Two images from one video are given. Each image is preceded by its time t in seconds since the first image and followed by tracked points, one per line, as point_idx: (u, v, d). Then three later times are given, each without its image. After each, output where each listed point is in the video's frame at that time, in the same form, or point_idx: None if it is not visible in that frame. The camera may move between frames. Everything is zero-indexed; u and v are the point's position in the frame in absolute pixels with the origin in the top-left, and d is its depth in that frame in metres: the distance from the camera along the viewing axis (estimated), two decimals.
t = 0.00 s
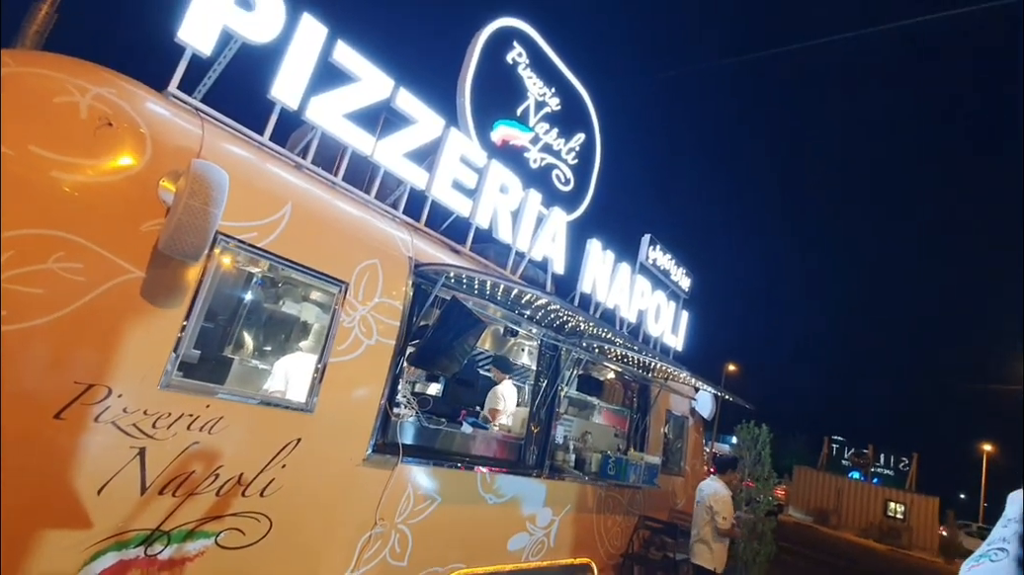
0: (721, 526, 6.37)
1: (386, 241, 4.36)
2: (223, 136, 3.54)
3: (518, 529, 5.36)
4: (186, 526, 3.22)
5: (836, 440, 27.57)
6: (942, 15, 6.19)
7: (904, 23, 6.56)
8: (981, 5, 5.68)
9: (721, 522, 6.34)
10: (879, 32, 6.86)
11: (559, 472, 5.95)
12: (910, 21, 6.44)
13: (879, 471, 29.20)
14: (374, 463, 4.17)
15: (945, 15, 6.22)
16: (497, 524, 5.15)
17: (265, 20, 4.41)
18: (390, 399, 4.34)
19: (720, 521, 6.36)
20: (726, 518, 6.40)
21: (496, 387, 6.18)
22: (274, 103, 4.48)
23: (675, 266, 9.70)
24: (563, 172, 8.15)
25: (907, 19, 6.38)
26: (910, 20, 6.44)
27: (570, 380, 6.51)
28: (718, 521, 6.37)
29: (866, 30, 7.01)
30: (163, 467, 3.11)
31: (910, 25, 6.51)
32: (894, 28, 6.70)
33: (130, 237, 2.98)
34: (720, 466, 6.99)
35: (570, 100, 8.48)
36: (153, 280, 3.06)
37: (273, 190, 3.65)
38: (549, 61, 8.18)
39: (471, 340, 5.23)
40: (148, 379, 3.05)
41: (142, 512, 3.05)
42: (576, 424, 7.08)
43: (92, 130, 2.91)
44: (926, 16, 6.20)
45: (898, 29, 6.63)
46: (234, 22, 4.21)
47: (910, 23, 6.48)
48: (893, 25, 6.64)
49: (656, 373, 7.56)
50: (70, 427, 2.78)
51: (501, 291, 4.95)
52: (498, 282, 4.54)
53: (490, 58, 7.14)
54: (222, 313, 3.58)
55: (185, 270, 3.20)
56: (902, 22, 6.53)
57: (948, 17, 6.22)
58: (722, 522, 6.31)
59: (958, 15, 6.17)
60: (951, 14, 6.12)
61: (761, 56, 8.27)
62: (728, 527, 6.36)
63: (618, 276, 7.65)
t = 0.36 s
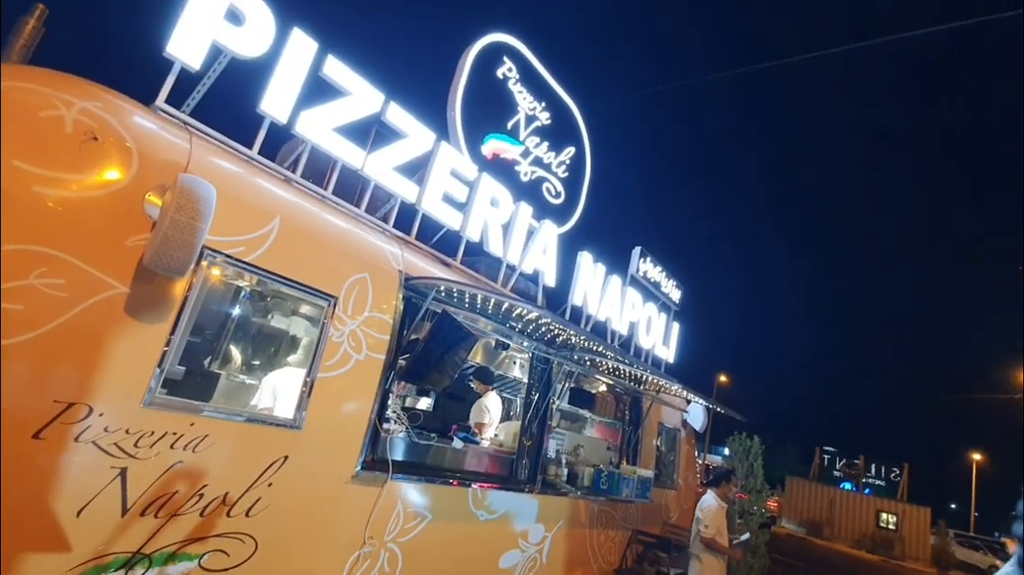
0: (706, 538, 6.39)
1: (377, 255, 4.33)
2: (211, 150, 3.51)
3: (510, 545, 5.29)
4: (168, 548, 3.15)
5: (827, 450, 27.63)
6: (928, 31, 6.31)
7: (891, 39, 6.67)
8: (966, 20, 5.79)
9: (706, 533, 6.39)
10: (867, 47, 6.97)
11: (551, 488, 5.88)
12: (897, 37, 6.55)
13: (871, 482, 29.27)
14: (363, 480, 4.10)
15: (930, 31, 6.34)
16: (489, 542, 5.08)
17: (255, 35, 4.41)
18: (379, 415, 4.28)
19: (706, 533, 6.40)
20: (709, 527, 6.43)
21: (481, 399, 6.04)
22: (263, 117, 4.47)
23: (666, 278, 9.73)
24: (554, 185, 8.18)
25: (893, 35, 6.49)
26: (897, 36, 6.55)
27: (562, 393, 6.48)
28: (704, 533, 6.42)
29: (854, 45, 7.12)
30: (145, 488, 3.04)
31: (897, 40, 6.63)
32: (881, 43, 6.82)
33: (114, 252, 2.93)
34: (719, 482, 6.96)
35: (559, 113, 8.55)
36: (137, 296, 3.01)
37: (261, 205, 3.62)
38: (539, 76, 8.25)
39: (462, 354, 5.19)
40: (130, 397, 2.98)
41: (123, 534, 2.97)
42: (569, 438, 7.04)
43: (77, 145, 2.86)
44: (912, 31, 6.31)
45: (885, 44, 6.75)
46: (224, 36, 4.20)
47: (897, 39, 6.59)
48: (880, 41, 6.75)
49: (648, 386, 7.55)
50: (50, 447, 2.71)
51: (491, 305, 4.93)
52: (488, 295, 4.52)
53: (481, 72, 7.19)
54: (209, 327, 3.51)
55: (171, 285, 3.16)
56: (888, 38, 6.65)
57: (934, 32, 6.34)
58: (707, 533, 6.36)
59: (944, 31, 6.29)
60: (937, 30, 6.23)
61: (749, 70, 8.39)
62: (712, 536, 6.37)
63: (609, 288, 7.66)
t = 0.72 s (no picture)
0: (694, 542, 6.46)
1: (366, 265, 4.31)
2: (198, 159, 3.48)
3: (501, 557, 5.24)
4: (151, 564, 3.09)
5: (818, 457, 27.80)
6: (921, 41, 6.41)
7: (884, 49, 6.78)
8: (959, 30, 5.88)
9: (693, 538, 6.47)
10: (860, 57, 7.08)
11: (542, 497, 5.84)
12: (890, 47, 6.65)
13: (861, 487, 29.43)
14: (352, 492, 4.05)
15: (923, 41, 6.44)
16: (480, 553, 5.03)
17: (244, 45, 4.40)
18: (368, 425, 4.24)
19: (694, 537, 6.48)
20: (696, 531, 6.50)
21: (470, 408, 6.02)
22: (251, 125, 4.44)
23: (656, 286, 9.78)
24: (544, 194, 8.22)
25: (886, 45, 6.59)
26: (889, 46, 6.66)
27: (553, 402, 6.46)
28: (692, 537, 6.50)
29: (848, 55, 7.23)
30: (127, 502, 2.98)
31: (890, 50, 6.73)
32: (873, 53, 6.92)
33: (97, 262, 2.89)
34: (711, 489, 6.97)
35: (550, 123, 8.60)
36: (120, 306, 2.97)
37: (249, 214, 3.59)
38: (529, 85, 8.30)
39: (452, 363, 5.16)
40: (113, 410, 2.93)
41: (104, 550, 2.91)
42: (560, 447, 7.01)
43: (61, 154, 2.82)
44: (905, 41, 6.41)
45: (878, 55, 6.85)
46: (213, 45, 4.19)
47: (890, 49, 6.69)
48: (873, 51, 6.86)
49: (639, 394, 7.55)
50: (29, 461, 2.65)
51: (481, 314, 4.92)
52: (479, 304, 4.50)
53: (471, 82, 7.22)
54: (195, 337, 3.54)
55: (156, 295, 3.12)
56: (881, 48, 6.75)
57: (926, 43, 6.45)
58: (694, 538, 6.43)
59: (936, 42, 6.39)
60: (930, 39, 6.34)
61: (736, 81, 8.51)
62: (700, 540, 6.42)
63: (600, 296, 7.67)
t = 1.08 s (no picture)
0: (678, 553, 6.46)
1: (355, 273, 4.29)
2: (185, 165, 3.45)
3: (488, 567, 5.20)
4: None
5: (804, 466, 27.99)
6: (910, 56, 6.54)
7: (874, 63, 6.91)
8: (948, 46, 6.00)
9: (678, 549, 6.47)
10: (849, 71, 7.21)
11: (530, 507, 5.81)
12: (879, 61, 6.79)
13: (847, 496, 29.63)
14: (337, 502, 4.00)
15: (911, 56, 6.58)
16: (467, 564, 4.99)
17: (235, 51, 4.39)
18: (355, 434, 4.20)
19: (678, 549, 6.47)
20: (680, 541, 6.51)
21: (458, 417, 5.98)
22: (241, 132, 4.42)
23: (645, 295, 9.84)
24: (534, 203, 8.25)
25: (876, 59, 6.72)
26: (879, 60, 6.79)
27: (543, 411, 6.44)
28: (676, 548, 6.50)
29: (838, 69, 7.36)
30: (106, 514, 2.92)
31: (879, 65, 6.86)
32: (862, 68, 7.06)
33: (79, 268, 2.84)
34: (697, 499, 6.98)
35: (540, 132, 8.66)
36: (102, 313, 2.92)
37: (237, 221, 3.56)
38: (520, 95, 8.36)
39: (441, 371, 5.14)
40: (93, 419, 2.87)
41: (82, 562, 2.85)
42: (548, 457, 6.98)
43: (44, 158, 2.79)
44: (895, 56, 6.54)
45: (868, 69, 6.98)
46: (202, 51, 4.17)
47: (878, 64, 6.83)
48: (862, 65, 6.99)
49: (627, 403, 7.57)
50: (5, 471, 2.60)
51: (470, 323, 4.91)
52: (468, 313, 4.50)
53: (462, 91, 7.26)
54: (179, 344, 3.48)
55: (139, 301, 3.08)
56: (871, 62, 6.88)
57: (914, 58, 6.58)
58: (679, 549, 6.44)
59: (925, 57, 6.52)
60: (918, 55, 6.47)
61: (726, 93, 8.63)
62: (684, 550, 6.42)
63: (589, 305, 7.70)
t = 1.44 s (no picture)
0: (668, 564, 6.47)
1: (349, 277, 4.28)
2: (180, 166, 3.44)
3: None
4: None
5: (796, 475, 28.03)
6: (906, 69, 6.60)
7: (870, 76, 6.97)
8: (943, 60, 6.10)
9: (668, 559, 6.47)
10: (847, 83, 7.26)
11: (521, 514, 5.79)
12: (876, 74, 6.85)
13: (837, 505, 29.75)
14: (327, 508, 3.98)
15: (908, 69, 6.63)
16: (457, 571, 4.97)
17: (232, 54, 4.40)
18: (346, 439, 4.18)
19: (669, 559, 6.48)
20: (671, 551, 6.52)
21: (451, 423, 5.97)
22: (237, 134, 4.42)
23: (639, 303, 9.87)
24: (530, 210, 8.27)
25: (872, 71, 6.77)
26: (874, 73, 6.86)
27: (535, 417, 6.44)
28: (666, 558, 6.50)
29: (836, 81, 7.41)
30: (93, 517, 2.89)
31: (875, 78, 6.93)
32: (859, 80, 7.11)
33: (71, 270, 2.82)
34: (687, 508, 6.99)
35: (536, 139, 8.70)
36: (94, 316, 2.90)
37: (231, 223, 3.55)
38: (516, 102, 8.40)
39: (434, 377, 5.14)
40: (81, 421, 2.84)
41: (67, 567, 2.82)
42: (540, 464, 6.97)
43: (38, 158, 2.77)
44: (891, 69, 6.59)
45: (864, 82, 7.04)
46: (200, 54, 4.17)
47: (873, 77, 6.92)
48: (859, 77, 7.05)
49: (620, 411, 7.58)
50: None
51: (464, 329, 4.91)
52: (462, 319, 4.50)
53: (459, 97, 7.29)
54: (170, 346, 3.43)
55: (131, 303, 3.06)
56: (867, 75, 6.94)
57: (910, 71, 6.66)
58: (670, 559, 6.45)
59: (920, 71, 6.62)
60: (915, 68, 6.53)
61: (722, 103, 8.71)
62: (675, 560, 6.43)
63: (583, 312, 7.71)
